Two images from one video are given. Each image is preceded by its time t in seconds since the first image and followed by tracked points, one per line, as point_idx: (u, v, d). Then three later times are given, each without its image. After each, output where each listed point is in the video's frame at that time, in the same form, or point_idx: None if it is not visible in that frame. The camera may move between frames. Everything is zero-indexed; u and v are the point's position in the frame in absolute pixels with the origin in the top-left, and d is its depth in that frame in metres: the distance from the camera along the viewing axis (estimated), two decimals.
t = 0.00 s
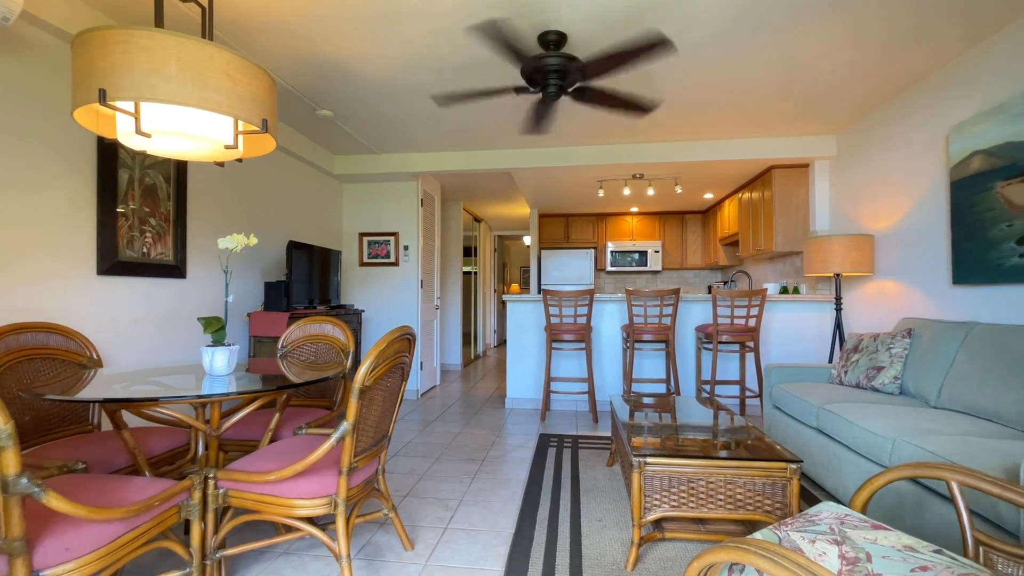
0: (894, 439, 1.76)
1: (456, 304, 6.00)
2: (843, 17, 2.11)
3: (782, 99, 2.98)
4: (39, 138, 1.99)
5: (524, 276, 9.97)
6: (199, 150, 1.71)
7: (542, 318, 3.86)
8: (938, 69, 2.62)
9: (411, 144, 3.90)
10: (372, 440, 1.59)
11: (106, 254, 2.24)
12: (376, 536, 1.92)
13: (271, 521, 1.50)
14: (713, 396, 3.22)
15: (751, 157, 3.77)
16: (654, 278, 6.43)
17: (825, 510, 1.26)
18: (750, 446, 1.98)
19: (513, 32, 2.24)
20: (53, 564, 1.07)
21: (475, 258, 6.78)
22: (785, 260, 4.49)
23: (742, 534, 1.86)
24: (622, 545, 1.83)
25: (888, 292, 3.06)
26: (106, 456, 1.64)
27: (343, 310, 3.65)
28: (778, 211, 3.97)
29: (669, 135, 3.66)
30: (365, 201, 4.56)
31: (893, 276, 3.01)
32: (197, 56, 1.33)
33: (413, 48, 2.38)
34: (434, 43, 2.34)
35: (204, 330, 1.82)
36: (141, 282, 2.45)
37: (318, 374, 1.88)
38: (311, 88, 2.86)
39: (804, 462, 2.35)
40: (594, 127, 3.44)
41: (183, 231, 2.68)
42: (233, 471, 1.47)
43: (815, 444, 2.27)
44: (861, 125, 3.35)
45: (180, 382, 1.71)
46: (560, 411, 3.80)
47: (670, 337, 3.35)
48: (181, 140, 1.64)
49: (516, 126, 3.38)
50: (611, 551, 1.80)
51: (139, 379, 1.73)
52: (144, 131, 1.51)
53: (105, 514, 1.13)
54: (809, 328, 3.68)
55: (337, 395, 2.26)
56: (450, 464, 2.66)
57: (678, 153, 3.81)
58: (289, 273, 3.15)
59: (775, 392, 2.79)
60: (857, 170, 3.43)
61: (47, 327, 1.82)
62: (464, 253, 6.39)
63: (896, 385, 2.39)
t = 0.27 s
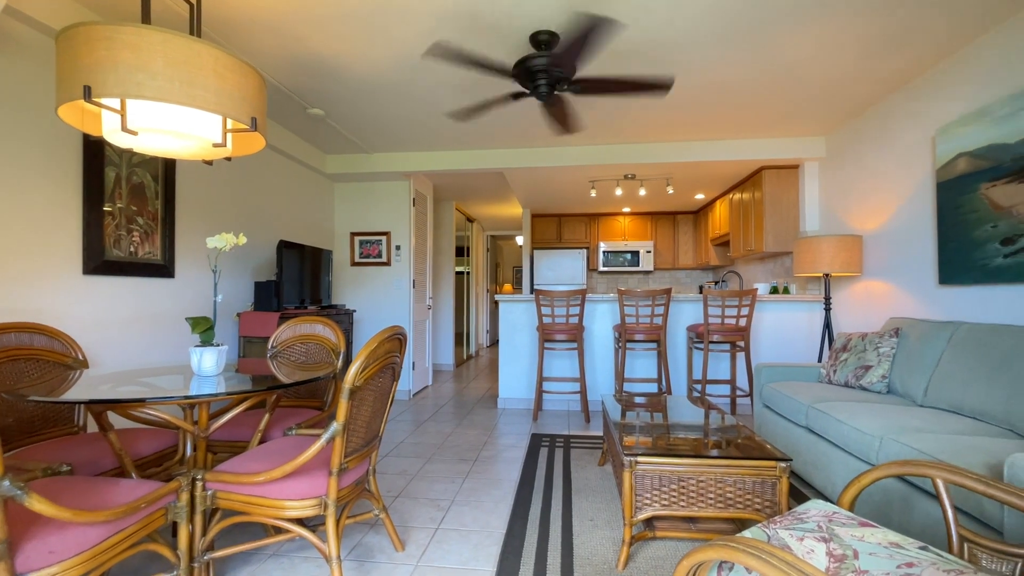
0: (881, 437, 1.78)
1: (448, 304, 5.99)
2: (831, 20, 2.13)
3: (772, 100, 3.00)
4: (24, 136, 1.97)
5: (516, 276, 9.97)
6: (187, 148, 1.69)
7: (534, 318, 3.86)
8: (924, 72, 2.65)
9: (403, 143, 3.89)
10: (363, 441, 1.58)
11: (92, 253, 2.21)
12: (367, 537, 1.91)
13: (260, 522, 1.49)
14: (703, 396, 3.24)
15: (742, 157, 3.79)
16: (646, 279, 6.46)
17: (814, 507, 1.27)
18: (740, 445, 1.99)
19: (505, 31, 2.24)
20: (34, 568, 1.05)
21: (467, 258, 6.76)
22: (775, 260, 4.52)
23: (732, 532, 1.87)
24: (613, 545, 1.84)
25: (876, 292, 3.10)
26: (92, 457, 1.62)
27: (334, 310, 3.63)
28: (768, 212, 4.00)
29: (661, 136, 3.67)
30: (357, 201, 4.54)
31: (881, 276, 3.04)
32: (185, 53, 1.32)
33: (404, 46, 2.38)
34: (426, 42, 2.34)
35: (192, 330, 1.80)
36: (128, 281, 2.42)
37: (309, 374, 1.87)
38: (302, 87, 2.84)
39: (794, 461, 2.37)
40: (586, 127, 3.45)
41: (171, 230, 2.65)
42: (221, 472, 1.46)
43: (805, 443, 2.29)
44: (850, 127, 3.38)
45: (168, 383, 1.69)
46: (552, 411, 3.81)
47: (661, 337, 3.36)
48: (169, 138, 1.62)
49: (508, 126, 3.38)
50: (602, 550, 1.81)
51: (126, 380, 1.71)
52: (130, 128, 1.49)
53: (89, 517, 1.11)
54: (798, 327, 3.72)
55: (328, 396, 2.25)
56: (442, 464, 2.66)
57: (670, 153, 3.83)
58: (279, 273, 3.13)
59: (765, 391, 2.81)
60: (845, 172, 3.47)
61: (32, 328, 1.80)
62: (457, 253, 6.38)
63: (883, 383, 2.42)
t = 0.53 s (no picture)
0: (869, 436, 1.80)
1: (441, 305, 5.97)
2: (820, 22, 2.15)
3: (762, 102, 3.02)
4: (7, 133, 1.93)
5: (509, 276, 9.98)
6: (175, 146, 1.67)
7: (526, 318, 3.86)
8: (911, 75, 2.68)
9: (395, 143, 3.87)
10: (353, 442, 1.57)
11: (78, 253, 2.17)
12: (358, 538, 1.90)
13: (249, 525, 1.47)
14: (694, 395, 3.26)
15: (733, 158, 3.82)
16: (638, 279, 6.48)
17: (803, 506, 1.28)
18: (731, 444, 2.00)
19: (497, 31, 2.24)
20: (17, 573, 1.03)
21: (460, 258, 6.76)
22: (765, 261, 4.56)
23: (723, 531, 1.88)
24: (605, 544, 1.84)
25: (864, 292, 3.13)
26: (76, 460, 1.60)
27: (324, 310, 3.61)
28: (758, 213, 4.03)
29: (652, 136, 3.69)
30: (349, 200, 4.51)
31: (869, 276, 3.08)
32: (172, 51, 1.30)
33: (396, 45, 2.37)
34: (417, 41, 2.33)
35: (180, 331, 1.78)
36: (115, 282, 2.39)
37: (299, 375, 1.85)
38: (293, 85, 2.82)
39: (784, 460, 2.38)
40: (578, 127, 3.46)
41: (159, 229, 2.62)
42: (209, 475, 1.44)
43: (794, 442, 2.31)
44: (839, 128, 3.42)
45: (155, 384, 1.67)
46: (544, 411, 3.81)
47: (653, 337, 3.37)
48: (156, 136, 1.60)
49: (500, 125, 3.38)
50: (594, 550, 1.81)
51: (112, 381, 1.69)
52: (116, 126, 1.47)
53: (76, 521, 1.09)
54: (788, 327, 3.75)
55: (318, 397, 2.23)
56: (434, 465, 2.65)
57: (662, 154, 3.85)
58: (270, 273, 3.10)
59: (755, 391, 2.83)
60: (835, 173, 3.50)
61: (16, 329, 1.77)
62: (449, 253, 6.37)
63: (871, 383, 2.44)
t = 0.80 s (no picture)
0: (856, 434, 1.82)
1: (433, 305, 5.96)
2: (809, 25, 2.17)
3: (752, 103, 3.05)
4: None
5: (502, 276, 9.99)
6: (162, 144, 1.65)
7: (518, 318, 3.86)
8: (898, 77, 2.72)
9: (387, 142, 3.85)
10: (343, 443, 1.56)
11: (63, 252, 2.14)
12: (349, 540, 1.89)
13: (237, 527, 1.46)
14: (685, 395, 3.28)
15: (723, 159, 3.84)
16: (630, 279, 6.51)
17: (791, 504, 1.29)
18: (721, 443, 2.01)
19: (488, 30, 2.23)
20: None
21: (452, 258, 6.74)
22: (755, 261, 4.60)
23: (713, 530, 1.89)
24: (596, 544, 1.84)
25: (852, 292, 3.17)
26: (60, 463, 1.57)
27: (315, 310, 3.59)
28: (749, 213, 4.07)
29: (644, 137, 3.70)
30: (340, 200, 4.48)
31: (857, 276, 3.11)
32: (160, 48, 1.29)
33: (387, 44, 2.36)
34: (409, 40, 2.32)
35: (167, 331, 1.75)
36: (101, 281, 2.35)
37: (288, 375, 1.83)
38: (283, 83, 2.79)
39: (773, 458, 2.41)
40: (570, 128, 3.46)
41: (146, 228, 2.59)
42: (196, 476, 1.43)
43: (784, 441, 2.33)
44: (828, 130, 3.45)
45: (142, 385, 1.65)
46: (536, 411, 3.81)
47: (644, 337, 3.39)
48: (143, 134, 1.58)
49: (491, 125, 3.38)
50: (585, 549, 1.81)
51: (98, 383, 1.67)
52: (102, 123, 1.44)
53: (59, 525, 1.07)
54: (777, 327, 3.79)
55: (308, 398, 2.22)
56: (425, 465, 2.64)
57: (653, 155, 3.87)
58: (259, 272, 3.08)
59: (746, 390, 2.85)
60: (823, 174, 3.54)
61: None
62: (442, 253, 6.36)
63: (859, 382, 2.47)
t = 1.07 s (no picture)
0: (844, 433, 1.84)
1: (424, 305, 5.94)
2: (798, 27, 2.19)
3: (743, 105, 3.07)
4: None
5: (494, 276, 9.99)
6: (148, 142, 1.63)
7: (510, 318, 3.86)
8: (885, 80, 2.75)
9: (378, 141, 3.83)
10: (333, 444, 1.55)
11: (47, 252, 2.11)
12: (339, 542, 1.88)
13: (225, 530, 1.44)
14: (675, 394, 3.29)
15: (714, 160, 3.87)
16: (621, 279, 6.53)
17: (780, 503, 1.30)
18: (711, 443, 2.02)
19: (480, 30, 2.23)
20: None
21: (444, 258, 6.72)
22: (745, 261, 4.63)
23: (703, 529, 1.90)
24: (587, 543, 1.85)
25: (841, 292, 3.20)
26: (44, 466, 1.55)
27: (305, 310, 3.56)
28: (739, 214, 4.09)
29: (635, 138, 3.72)
30: (331, 199, 4.45)
31: (845, 277, 3.15)
32: (146, 45, 1.27)
33: (378, 42, 2.35)
34: (400, 38, 2.31)
35: (154, 332, 1.73)
36: (87, 281, 2.32)
37: (277, 376, 1.82)
38: (272, 81, 2.77)
39: (762, 457, 2.42)
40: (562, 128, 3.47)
41: (133, 227, 2.55)
42: (183, 479, 1.41)
43: (773, 440, 2.35)
44: (817, 131, 3.49)
45: (128, 386, 1.62)
46: (527, 411, 3.81)
47: (636, 337, 3.40)
48: (128, 132, 1.56)
49: (483, 125, 3.37)
50: (576, 549, 1.81)
51: (83, 384, 1.64)
52: (86, 121, 1.42)
53: (38, 529, 1.05)
54: (766, 327, 3.82)
55: (298, 399, 2.20)
56: (416, 466, 2.63)
57: (644, 156, 3.89)
58: (249, 272, 3.05)
59: (736, 390, 2.87)
60: (812, 175, 3.58)
61: None
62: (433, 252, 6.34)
63: (847, 381, 2.50)
